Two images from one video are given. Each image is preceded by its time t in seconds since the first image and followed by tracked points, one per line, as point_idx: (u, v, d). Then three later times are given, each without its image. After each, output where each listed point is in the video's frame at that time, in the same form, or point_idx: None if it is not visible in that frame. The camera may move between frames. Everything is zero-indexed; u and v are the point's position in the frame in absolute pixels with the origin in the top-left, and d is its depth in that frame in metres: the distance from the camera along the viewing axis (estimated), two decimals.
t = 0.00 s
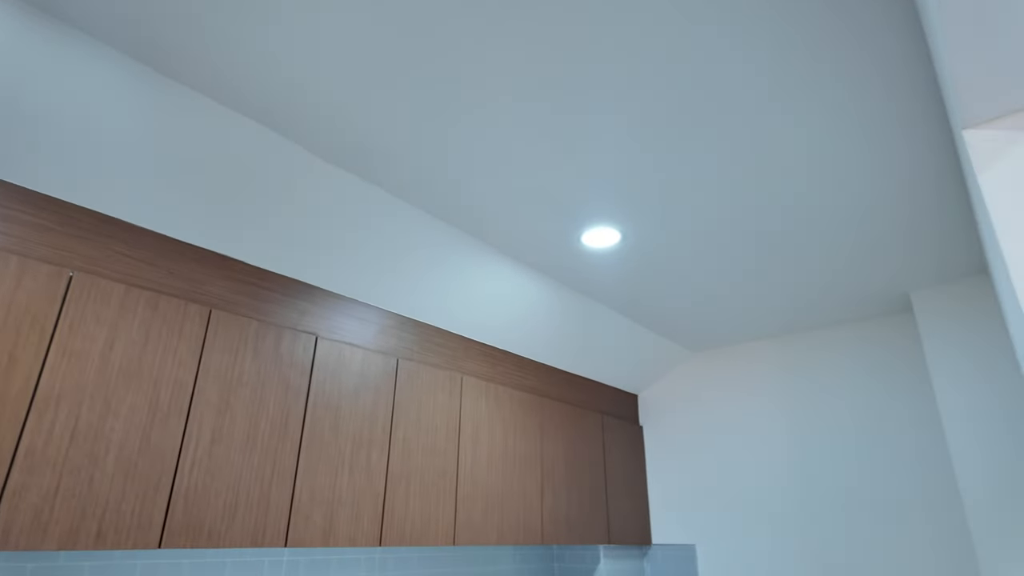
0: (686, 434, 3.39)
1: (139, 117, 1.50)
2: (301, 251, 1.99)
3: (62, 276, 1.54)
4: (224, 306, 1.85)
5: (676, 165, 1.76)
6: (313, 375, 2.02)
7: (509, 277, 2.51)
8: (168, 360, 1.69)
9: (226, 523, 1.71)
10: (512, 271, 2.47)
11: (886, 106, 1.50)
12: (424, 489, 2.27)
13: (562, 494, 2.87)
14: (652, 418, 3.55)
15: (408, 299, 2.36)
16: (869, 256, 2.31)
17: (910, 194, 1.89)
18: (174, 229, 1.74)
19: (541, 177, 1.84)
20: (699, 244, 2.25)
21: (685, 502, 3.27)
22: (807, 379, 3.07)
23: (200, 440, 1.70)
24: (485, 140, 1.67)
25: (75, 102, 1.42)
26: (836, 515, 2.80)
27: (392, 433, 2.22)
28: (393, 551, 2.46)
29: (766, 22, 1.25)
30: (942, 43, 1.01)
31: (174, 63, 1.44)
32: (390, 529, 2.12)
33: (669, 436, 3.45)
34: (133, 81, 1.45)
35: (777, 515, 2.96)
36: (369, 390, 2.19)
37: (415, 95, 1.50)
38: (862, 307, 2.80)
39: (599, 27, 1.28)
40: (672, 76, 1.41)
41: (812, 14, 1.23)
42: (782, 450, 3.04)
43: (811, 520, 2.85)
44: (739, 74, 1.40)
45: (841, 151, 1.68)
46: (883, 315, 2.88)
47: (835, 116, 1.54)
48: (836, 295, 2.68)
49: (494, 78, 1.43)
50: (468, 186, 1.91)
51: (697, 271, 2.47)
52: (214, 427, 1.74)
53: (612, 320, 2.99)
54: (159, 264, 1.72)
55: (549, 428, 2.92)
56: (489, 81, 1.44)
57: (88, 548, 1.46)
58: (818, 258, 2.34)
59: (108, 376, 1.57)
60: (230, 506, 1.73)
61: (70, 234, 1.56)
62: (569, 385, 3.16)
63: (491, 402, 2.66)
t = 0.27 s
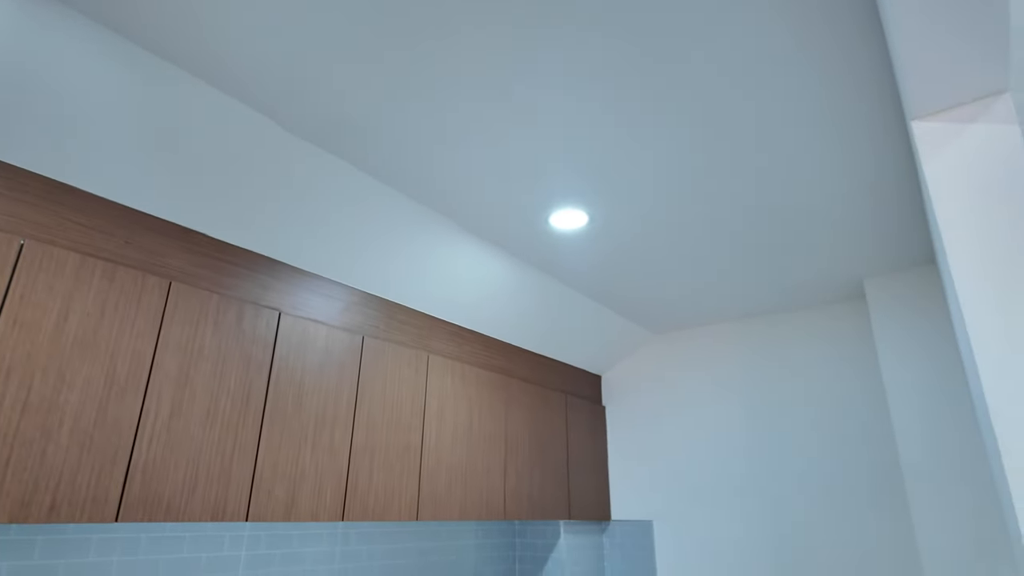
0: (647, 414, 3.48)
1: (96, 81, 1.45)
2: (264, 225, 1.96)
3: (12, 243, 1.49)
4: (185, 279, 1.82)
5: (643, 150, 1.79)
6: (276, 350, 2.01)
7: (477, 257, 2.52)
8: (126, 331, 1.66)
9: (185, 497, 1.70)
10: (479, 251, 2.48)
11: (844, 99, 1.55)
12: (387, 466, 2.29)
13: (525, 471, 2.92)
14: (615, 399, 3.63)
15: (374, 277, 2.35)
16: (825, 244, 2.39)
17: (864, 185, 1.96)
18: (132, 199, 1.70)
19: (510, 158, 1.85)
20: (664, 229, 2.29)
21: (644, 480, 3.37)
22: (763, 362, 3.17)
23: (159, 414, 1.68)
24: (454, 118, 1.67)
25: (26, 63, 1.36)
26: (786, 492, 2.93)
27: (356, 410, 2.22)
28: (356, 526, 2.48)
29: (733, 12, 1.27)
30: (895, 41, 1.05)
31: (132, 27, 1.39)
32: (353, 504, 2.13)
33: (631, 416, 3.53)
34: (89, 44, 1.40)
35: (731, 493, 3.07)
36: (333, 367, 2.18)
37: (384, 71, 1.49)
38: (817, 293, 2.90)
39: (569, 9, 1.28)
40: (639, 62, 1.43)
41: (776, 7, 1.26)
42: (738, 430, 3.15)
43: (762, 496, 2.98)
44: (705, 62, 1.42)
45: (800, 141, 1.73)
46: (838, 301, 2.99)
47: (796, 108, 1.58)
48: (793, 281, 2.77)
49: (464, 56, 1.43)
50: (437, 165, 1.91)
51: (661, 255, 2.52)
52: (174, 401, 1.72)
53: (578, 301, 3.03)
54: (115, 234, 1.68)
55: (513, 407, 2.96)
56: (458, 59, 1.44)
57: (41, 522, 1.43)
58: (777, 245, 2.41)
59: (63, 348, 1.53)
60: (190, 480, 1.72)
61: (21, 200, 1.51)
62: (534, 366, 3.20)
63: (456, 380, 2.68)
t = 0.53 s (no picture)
0: (624, 389, 3.54)
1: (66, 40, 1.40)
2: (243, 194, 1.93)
3: None
4: (161, 248, 1.79)
5: (627, 125, 1.79)
6: (255, 321, 1.99)
7: (458, 231, 2.51)
8: (101, 300, 1.63)
9: (164, 467, 1.69)
10: (461, 224, 2.47)
11: (826, 76, 1.56)
12: (368, 437, 2.30)
13: (504, 444, 2.96)
14: (593, 374, 3.68)
15: (355, 249, 2.33)
16: (802, 222, 2.43)
17: (843, 163, 1.99)
18: (105, 164, 1.66)
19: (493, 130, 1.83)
20: (645, 206, 2.31)
21: (621, 452, 3.44)
22: (738, 339, 3.23)
23: (136, 384, 1.66)
24: (438, 89, 1.65)
25: None
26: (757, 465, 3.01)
27: (336, 382, 2.22)
28: (335, 497, 2.49)
29: None
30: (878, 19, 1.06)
31: None
32: (334, 474, 2.15)
33: (609, 391, 3.59)
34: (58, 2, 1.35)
35: (704, 465, 3.15)
36: (313, 339, 2.17)
37: (368, 36, 1.46)
38: (793, 271, 2.96)
39: None
40: (626, 35, 1.42)
41: None
42: (713, 404, 3.22)
43: (735, 469, 3.06)
44: (691, 36, 1.42)
45: (783, 119, 1.75)
46: (812, 280, 3.05)
47: (779, 85, 1.59)
48: (770, 260, 2.82)
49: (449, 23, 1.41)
50: (419, 136, 1.89)
51: (642, 232, 2.54)
52: (151, 371, 1.70)
53: (559, 277, 3.05)
54: (88, 200, 1.64)
55: (493, 381, 2.99)
56: (444, 26, 1.42)
57: (17, 492, 1.42)
58: (755, 223, 2.44)
59: (35, 316, 1.50)
60: (169, 450, 1.71)
61: None
62: (514, 340, 3.22)
63: (437, 354, 2.69)
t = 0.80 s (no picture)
0: (610, 356, 3.58)
1: None
2: (226, 156, 1.90)
3: None
4: (142, 210, 1.75)
5: (617, 91, 1.77)
6: (241, 286, 1.97)
7: (446, 196, 2.48)
8: (83, 262, 1.60)
9: (152, 430, 1.69)
10: (449, 190, 2.45)
11: (819, 44, 1.55)
12: (356, 402, 2.31)
13: (491, 410, 3.00)
14: (580, 341, 3.71)
15: (341, 213, 2.30)
16: (790, 190, 2.44)
17: (832, 132, 1.99)
18: (82, 122, 1.62)
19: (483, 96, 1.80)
20: (635, 173, 2.30)
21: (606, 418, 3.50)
22: (724, 307, 3.26)
23: (121, 347, 1.65)
24: (427, 53, 1.61)
25: None
26: (738, 429, 3.08)
27: (324, 346, 2.22)
28: (324, 460, 2.52)
29: None
30: None
31: None
32: (322, 438, 2.16)
33: (595, 358, 3.63)
34: None
35: (687, 431, 3.22)
36: (300, 304, 2.16)
37: None
38: (779, 239, 2.98)
39: None
40: None
41: None
42: (697, 371, 3.27)
43: (717, 433, 3.13)
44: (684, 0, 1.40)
45: (775, 86, 1.74)
46: (798, 249, 3.08)
47: (771, 50, 1.58)
48: (757, 227, 2.83)
49: None
50: (408, 101, 1.85)
51: (631, 199, 2.53)
52: (136, 335, 1.69)
53: (547, 244, 3.04)
54: (65, 159, 1.61)
55: (481, 347, 3.00)
56: None
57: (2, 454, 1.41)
58: (744, 190, 2.44)
59: (14, 278, 1.47)
60: (156, 414, 1.71)
61: None
62: (501, 307, 3.23)
63: (425, 320, 2.69)
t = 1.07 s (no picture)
0: (600, 328, 3.60)
1: None
2: (211, 122, 1.86)
3: None
4: (125, 177, 1.72)
5: (610, 59, 1.74)
6: (228, 255, 1.95)
7: (437, 167, 2.46)
8: (65, 229, 1.57)
9: (140, 399, 1.69)
10: (440, 160, 2.42)
11: (815, 12, 1.53)
12: (346, 373, 2.31)
13: (481, 380, 3.02)
14: (570, 313, 3.73)
15: (329, 183, 2.27)
16: (782, 162, 2.43)
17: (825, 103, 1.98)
18: (62, 86, 1.58)
19: (474, 64, 1.77)
20: (626, 144, 2.28)
21: (595, 388, 3.54)
22: (713, 279, 3.28)
23: (107, 316, 1.63)
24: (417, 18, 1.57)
25: None
26: (725, 399, 3.12)
27: (313, 317, 2.21)
28: (315, 430, 2.53)
29: None
30: None
31: None
32: (313, 408, 2.17)
33: (585, 330, 3.66)
34: None
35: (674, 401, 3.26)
36: (288, 274, 2.14)
37: None
38: (770, 212, 2.98)
39: None
40: None
41: None
42: (685, 343, 3.30)
43: (704, 403, 3.17)
44: None
45: (770, 56, 1.72)
46: (788, 222, 3.09)
47: (767, 19, 1.56)
48: (748, 199, 2.83)
49: None
50: (398, 69, 1.81)
51: (622, 170, 2.52)
52: (122, 304, 1.67)
53: (538, 215, 3.03)
54: (45, 124, 1.56)
55: (471, 319, 3.01)
56: None
57: None
58: (736, 162, 2.43)
59: None
60: (145, 383, 1.70)
61: None
62: (491, 279, 3.23)
63: (415, 291, 2.68)
